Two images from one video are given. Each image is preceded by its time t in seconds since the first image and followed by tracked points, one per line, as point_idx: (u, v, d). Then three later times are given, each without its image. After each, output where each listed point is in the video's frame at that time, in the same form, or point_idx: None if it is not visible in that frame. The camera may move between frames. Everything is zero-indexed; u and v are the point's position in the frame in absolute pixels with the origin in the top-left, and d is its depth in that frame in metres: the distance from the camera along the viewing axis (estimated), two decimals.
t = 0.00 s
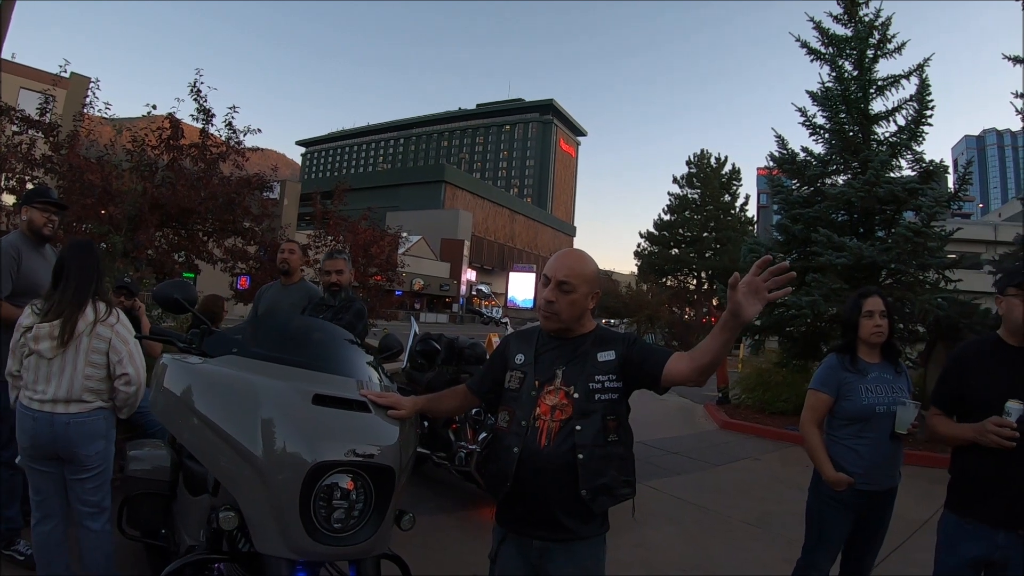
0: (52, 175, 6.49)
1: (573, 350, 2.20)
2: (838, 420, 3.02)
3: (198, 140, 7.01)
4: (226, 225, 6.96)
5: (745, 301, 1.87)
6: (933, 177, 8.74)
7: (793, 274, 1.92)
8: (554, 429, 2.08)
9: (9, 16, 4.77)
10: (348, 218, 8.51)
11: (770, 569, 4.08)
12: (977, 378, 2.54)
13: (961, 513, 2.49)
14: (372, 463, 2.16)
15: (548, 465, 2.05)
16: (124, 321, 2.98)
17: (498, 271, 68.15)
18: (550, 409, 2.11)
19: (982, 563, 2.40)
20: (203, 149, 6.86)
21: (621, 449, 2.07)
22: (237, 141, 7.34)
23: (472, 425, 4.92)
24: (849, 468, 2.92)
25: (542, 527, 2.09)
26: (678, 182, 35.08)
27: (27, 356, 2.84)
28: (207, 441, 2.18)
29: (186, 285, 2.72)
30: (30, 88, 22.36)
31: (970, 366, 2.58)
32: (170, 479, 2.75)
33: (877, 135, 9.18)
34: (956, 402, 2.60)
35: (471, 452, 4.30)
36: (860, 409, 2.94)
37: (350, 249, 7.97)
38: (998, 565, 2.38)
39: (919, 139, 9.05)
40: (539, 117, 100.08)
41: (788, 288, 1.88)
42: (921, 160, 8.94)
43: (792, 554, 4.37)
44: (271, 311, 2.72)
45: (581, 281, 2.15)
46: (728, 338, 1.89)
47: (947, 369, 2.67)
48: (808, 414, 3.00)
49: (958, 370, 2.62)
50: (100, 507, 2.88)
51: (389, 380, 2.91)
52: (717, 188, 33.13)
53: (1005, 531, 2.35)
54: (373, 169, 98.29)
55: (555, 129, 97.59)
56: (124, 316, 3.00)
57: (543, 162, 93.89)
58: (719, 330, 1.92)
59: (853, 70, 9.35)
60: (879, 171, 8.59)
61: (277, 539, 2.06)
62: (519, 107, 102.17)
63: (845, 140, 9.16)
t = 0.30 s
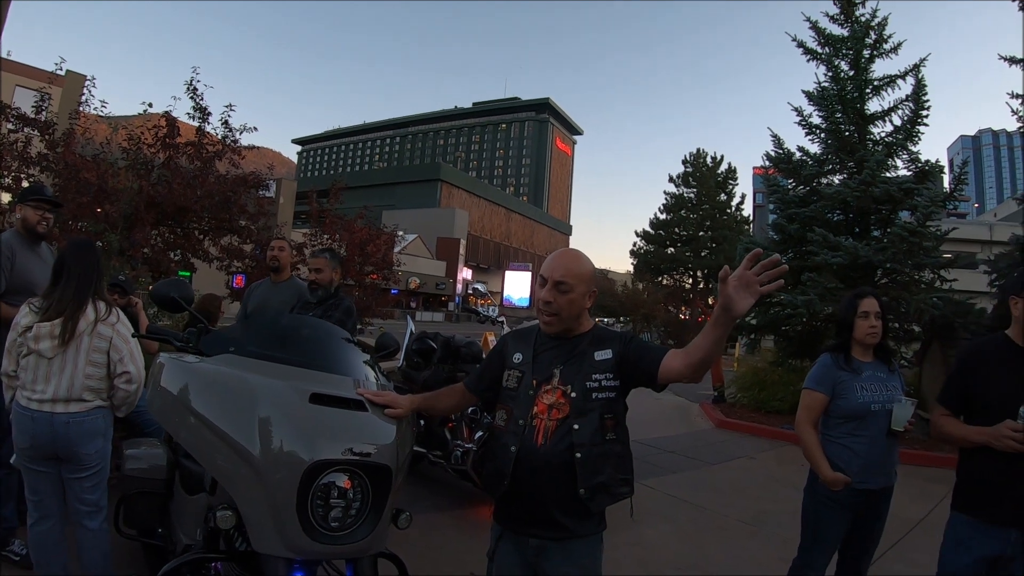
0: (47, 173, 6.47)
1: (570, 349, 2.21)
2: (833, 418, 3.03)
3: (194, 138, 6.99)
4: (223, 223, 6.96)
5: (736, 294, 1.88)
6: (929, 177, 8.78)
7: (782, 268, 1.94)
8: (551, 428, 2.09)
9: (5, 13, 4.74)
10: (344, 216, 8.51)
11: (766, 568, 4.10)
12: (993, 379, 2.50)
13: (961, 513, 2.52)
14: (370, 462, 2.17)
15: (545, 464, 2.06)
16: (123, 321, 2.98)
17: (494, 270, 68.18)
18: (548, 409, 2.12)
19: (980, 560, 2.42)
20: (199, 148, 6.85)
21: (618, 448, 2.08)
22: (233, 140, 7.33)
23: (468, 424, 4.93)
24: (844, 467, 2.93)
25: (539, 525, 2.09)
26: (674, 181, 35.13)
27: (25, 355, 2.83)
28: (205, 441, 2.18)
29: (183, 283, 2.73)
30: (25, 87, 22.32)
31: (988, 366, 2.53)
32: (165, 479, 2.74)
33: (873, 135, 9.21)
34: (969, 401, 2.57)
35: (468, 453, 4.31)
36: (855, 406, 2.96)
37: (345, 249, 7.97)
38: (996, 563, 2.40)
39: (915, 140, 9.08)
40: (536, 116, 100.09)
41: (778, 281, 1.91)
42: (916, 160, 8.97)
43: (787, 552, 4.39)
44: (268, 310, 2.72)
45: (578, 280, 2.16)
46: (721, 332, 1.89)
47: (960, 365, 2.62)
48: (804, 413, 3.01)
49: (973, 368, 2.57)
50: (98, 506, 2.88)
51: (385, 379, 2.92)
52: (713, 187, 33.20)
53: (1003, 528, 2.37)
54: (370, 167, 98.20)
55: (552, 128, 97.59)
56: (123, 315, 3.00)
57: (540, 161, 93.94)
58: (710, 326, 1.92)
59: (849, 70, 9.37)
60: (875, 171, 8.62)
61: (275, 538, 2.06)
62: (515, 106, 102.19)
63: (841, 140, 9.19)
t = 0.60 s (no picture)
0: (43, 171, 6.45)
1: (567, 348, 2.21)
2: (830, 418, 3.03)
3: (191, 136, 6.97)
4: (219, 221, 6.95)
5: (718, 274, 1.95)
6: (925, 176, 8.80)
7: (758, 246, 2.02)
8: (547, 425, 2.09)
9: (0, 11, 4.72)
10: (340, 215, 8.50)
11: (761, 566, 4.12)
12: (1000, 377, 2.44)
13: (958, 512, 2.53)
14: (367, 460, 2.17)
15: (541, 461, 2.07)
16: (120, 318, 2.98)
17: (491, 269, 68.23)
18: (544, 406, 2.12)
19: (976, 559, 2.43)
20: (195, 146, 6.84)
21: (614, 446, 2.08)
22: (229, 138, 7.31)
23: (465, 422, 4.94)
24: (842, 466, 2.93)
25: (535, 523, 2.10)
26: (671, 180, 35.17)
27: (22, 352, 2.83)
28: (202, 438, 2.18)
29: (179, 281, 2.73)
30: (21, 84, 22.28)
31: (995, 365, 2.47)
32: (161, 478, 2.74)
33: (870, 135, 9.23)
34: (979, 402, 2.48)
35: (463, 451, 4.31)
36: (852, 405, 2.97)
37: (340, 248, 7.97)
38: (991, 561, 2.42)
39: (911, 139, 9.11)
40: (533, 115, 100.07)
41: (756, 256, 1.97)
42: (913, 160, 8.99)
43: (783, 551, 4.41)
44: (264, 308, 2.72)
45: (575, 277, 2.16)
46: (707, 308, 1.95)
47: (963, 366, 2.55)
48: (801, 413, 3.01)
49: (979, 368, 2.50)
50: (94, 505, 2.88)
51: (382, 378, 2.92)
52: (710, 186, 33.25)
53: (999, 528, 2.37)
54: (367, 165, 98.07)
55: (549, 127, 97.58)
56: (119, 312, 3.00)
57: (537, 160, 93.97)
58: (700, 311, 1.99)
59: (846, 70, 9.39)
60: (871, 171, 8.64)
61: (272, 536, 2.06)
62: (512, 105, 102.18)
63: (837, 140, 9.20)
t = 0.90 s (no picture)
0: (41, 170, 6.43)
1: (565, 346, 2.21)
2: (828, 418, 3.04)
3: (189, 134, 6.96)
4: (217, 220, 6.93)
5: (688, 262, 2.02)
6: (923, 176, 8.82)
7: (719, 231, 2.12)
8: (544, 425, 2.10)
9: None
10: (338, 213, 8.49)
11: (759, 565, 4.13)
12: (1008, 377, 2.40)
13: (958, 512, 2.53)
14: (366, 459, 2.17)
15: (539, 460, 2.07)
16: (117, 316, 2.97)
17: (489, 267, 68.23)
18: (541, 404, 2.12)
19: (974, 558, 2.44)
20: (193, 144, 6.82)
21: (611, 444, 2.08)
22: (227, 136, 7.30)
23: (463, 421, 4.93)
24: (840, 467, 2.94)
25: (534, 522, 2.10)
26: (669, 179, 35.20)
27: (19, 351, 2.82)
28: (200, 437, 2.18)
29: (178, 280, 2.72)
30: (19, 82, 22.25)
31: (1002, 365, 2.43)
32: (159, 477, 2.73)
33: (868, 134, 9.25)
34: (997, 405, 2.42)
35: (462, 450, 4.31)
36: (850, 406, 2.97)
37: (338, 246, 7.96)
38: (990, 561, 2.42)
39: (909, 139, 9.12)
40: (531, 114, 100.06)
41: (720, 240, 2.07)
42: (910, 160, 9.00)
43: (781, 550, 4.42)
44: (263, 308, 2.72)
45: (572, 275, 2.16)
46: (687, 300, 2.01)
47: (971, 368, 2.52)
48: (799, 413, 3.01)
49: (986, 369, 2.46)
50: (93, 504, 2.88)
51: (380, 376, 2.92)
52: (707, 185, 33.28)
53: (994, 527, 2.38)
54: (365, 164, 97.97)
55: (547, 126, 97.55)
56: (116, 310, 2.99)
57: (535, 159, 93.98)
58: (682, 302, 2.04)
59: (844, 70, 9.40)
60: (869, 170, 8.66)
61: (271, 535, 2.06)
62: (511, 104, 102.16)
63: (836, 140, 9.21)
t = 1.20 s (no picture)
0: (39, 169, 6.42)
1: (563, 345, 2.20)
2: (829, 417, 3.04)
3: (187, 133, 6.95)
4: (215, 219, 6.92)
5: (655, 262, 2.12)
6: (922, 176, 8.82)
7: (679, 241, 2.30)
8: (542, 424, 2.09)
9: None
10: (337, 212, 8.48)
11: (760, 564, 4.13)
12: None
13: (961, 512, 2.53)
14: (366, 458, 2.16)
15: (539, 458, 2.07)
16: (115, 315, 2.96)
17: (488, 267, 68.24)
18: (540, 403, 2.12)
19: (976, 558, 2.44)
20: (192, 143, 6.82)
21: (610, 442, 2.07)
22: (226, 135, 7.29)
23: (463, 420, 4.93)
24: (842, 466, 2.94)
25: (534, 521, 2.10)
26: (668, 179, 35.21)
27: (17, 351, 2.81)
28: (200, 437, 2.18)
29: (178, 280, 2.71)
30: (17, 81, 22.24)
31: None
32: (159, 477, 2.72)
33: (867, 134, 9.25)
34: None
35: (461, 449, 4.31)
36: (852, 405, 2.97)
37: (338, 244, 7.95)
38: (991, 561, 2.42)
39: (908, 139, 9.12)
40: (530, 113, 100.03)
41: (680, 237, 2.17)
42: (910, 160, 9.01)
43: (781, 549, 4.43)
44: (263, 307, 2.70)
45: (570, 274, 2.15)
46: (664, 285, 2.09)
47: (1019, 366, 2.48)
48: (800, 413, 3.01)
49: None
50: (93, 504, 2.87)
51: (380, 375, 2.91)
52: (706, 184, 33.30)
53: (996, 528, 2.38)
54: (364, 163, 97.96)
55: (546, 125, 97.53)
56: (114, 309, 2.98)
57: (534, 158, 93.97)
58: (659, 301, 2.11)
59: (843, 69, 9.40)
60: (868, 170, 8.68)
61: (271, 535, 2.06)
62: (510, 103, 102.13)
63: (834, 139, 9.22)
